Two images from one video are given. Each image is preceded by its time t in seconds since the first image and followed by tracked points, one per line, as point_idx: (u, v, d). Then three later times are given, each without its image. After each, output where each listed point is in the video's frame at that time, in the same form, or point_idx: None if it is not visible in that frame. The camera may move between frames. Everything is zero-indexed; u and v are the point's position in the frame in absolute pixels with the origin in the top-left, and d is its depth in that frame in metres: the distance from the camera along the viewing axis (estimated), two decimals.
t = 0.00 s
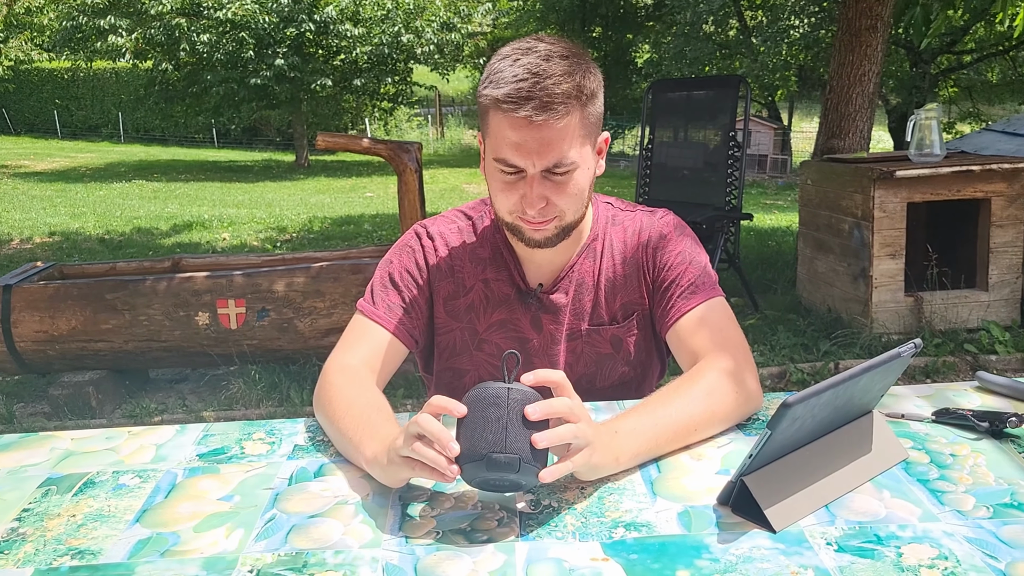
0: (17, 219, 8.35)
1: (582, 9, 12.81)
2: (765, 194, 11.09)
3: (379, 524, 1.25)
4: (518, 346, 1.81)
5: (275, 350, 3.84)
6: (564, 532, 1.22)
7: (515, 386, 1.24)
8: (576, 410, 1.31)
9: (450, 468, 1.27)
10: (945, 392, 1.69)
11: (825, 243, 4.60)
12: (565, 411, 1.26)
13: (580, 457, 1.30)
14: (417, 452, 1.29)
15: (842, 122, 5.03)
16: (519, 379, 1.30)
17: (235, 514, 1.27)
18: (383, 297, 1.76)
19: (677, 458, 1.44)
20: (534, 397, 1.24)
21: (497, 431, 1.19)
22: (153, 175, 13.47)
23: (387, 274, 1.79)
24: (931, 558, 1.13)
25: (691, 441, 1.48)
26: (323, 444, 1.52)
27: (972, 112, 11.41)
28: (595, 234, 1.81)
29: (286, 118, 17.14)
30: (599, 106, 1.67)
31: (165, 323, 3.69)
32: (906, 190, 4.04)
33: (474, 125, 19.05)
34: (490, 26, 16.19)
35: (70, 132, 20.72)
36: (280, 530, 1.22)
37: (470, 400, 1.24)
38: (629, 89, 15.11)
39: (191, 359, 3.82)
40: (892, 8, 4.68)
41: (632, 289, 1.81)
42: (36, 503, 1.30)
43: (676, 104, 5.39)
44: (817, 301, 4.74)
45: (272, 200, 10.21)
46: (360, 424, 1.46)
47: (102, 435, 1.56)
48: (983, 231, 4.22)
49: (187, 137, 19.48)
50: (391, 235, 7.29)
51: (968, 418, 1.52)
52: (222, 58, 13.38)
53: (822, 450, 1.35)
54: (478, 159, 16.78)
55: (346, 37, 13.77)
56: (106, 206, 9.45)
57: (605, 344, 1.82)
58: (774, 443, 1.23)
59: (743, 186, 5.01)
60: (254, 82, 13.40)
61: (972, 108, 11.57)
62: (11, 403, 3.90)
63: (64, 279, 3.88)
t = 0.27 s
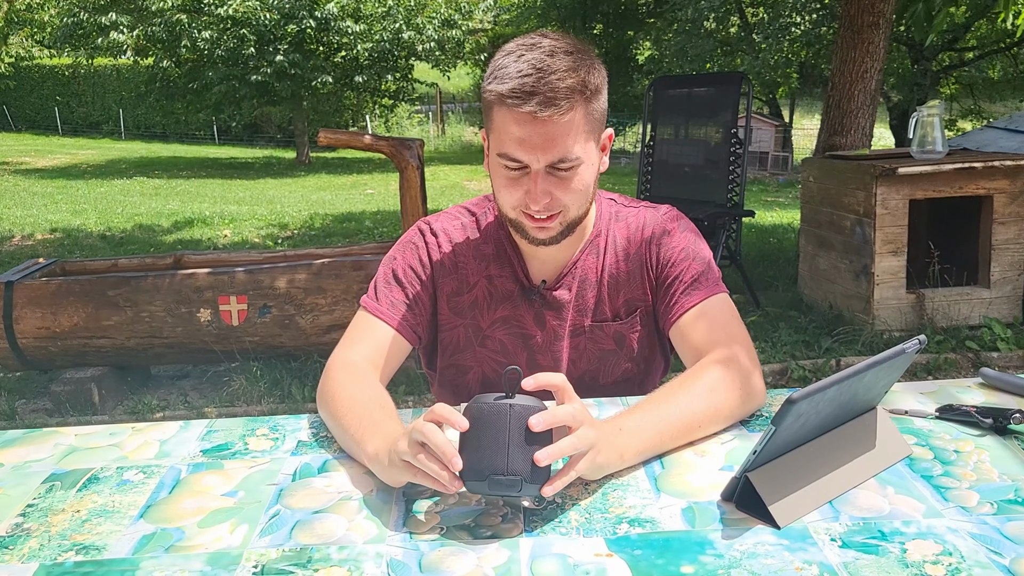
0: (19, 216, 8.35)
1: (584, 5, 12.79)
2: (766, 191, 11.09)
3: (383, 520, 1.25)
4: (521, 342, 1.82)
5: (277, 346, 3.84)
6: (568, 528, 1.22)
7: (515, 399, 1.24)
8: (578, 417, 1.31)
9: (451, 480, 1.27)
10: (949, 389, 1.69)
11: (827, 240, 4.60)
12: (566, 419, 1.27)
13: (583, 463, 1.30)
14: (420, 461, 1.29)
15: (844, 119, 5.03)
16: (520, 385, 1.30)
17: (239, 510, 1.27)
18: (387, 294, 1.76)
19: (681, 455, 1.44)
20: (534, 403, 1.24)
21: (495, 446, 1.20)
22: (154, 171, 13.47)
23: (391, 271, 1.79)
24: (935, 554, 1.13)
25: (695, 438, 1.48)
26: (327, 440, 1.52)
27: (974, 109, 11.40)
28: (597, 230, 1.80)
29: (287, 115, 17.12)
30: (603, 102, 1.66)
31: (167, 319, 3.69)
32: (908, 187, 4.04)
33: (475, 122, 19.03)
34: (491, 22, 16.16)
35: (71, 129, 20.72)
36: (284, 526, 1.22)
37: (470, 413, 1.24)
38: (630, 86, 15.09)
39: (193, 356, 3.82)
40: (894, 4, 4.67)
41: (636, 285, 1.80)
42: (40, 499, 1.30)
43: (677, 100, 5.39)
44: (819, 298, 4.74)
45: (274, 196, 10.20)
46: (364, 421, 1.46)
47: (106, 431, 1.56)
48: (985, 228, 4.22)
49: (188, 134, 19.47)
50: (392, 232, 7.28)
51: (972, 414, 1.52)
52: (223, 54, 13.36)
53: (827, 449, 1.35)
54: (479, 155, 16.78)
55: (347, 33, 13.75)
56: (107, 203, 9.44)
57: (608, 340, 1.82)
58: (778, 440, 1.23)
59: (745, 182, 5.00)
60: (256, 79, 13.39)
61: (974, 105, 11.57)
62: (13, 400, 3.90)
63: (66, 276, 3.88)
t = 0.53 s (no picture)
0: (42, 221, 8.44)
1: (601, 11, 12.78)
2: (785, 197, 11.03)
3: (415, 533, 1.24)
4: (551, 344, 1.78)
5: (299, 353, 3.85)
6: (602, 544, 1.21)
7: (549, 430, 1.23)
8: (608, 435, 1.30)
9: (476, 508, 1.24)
10: (985, 404, 1.66)
11: (850, 248, 4.56)
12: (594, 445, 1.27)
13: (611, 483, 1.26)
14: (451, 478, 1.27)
15: (867, 126, 4.99)
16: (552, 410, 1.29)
17: (271, 522, 1.27)
18: (418, 299, 1.75)
19: (714, 470, 1.43)
20: (557, 447, 1.20)
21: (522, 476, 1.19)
22: (174, 176, 13.59)
23: (420, 275, 1.78)
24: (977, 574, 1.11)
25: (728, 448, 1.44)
26: (360, 450, 1.52)
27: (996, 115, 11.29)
28: (624, 235, 1.83)
29: (306, 120, 17.24)
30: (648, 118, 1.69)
31: (190, 326, 3.71)
32: (933, 196, 4.00)
33: (493, 128, 19.07)
34: (508, 28, 16.19)
35: (93, 134, 20.97)
36: (316, 538, 1.22)
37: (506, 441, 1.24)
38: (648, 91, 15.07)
39: (215, 362, 3.84)
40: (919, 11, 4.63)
41: (666, 290, 1.83)
42: (73, 509, 1.31)
43: (698, 107, 5.36)
44: (842, 306, 4.70)
45: (293, 202, 10.27)
46: (407, 427, 1.46)
47: (136, 441, 1.56)
48: (1012, 237, 4.17)
49: (208, 139, 19.63)
50: (411, 238, 7.30)
51: (1010, 431, 1.50)
52: (243, 60, 13.49)
53: (863, 465, 1.33)
54: (496, 161, 16.81)
55: (366, 39, 13.83)
56: (129, 208, 9.53)
57: (640, 343, 1.81)
58: (814, 454, 1.22)
59: (767, 190, 4.97)
60: (275, 84, 13.49)
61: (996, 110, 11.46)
62: (38, 404, 3.94)
63: (91, 282, 3.92)
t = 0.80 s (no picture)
0: (40, 225, 8.44)
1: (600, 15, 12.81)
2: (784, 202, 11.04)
3: (415, 541, 1.24)
4: (551, 351, 1.79)
5: (298, 358, 3.85)
6: (602, 552, 1.21)
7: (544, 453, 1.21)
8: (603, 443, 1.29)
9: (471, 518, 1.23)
10: (984, 410, 1.67)
11: (849, 253, 4.57)
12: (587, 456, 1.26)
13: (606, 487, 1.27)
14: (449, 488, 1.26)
15: (866, 131, 5.00)
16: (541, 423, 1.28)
17: (272, 529, 1.27)
18: (418, 306, 1.75)
19: (714, 477, 1.43)
20: (557, 454, 1.21)
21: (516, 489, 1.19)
22: (174, 180, 13.59)
23: (419, 282, 1.78)
24: None
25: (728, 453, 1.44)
26: (360, 457, 1.52)
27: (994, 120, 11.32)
28: (624, 242, 1.83)
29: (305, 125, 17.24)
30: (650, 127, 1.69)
31: (189, 330, 3.71)
32: (932, 201, 4.01)
33: (492, 132, 19.10)
34: (508, 32, 16.20)
35: (91, 138, 20.98)
36: (317, 546, 1.22)
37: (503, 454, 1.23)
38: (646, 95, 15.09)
39: (214, 367, 3.83)
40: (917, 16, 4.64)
41: (665, 298, 1.83)
42: (73, 516, 1.31)
43: (696, 112, 5.37)
44: (841, 311, 4.70)
45: (292, 206, 10.27)
46: (407, 436, 1.46)
47: (136, 447, 1.56)
48: (1011, 242, 4.18)
49: (207, 143, 19.64)
50: (410, 242, 7.31)
51: (1010, 439, 1.50)
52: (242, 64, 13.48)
53: (864, 473, 1.33)
54: (495, 164, 16.81)
55: (365, 44, 13.85)
56: (128, 212, 9.53)
57: (640, 351, 1.81)
58: (814, 461, 1.22)
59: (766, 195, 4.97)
60: (274, 89, 13.50)
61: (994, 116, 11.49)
62: (36, 409, 3.93)
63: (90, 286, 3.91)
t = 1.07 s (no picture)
0: (38, 227, 8.44)
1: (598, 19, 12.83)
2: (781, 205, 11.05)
3: (409, 541, 1.24)
4: (544, 353, 1.79)
5: (294, 360, 3.85)
6: (595, 551, 1.21)
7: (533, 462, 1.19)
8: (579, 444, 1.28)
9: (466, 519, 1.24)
10: (978, 412, 1.67)
11: (846, 257, 4.58)
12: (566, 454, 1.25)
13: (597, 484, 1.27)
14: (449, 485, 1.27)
15: (862, 135, 5.01)
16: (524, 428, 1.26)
17: (264, 529, 1.26)
18: (412, 307, 1.75)
19: (707, 477, 1.43)
20: (550, 454, 1.21)
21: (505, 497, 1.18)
22: (171, 183, 13.59)
23: (413, 283, 1.78)
24: None
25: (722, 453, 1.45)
26: (354, 458, 1.52)
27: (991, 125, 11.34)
28: (618, 244, 1.83)
29: (304, 128, 17.25)
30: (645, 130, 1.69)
31: (185, 333, 3.71)
32: (929, 205, 4.02)
33: (490, 135, 19.12)
34: (506, 35, 16.23)
35: (90, 141, 20.99)
36: (310, 546, 1.22)
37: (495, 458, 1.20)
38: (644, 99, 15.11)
39: (210, 369, 3.83)
40: (914, 20, 4.66)
41: (659, 300, 1.83)
42: (66, 516, 1.31)
43: (694, 115, 5.39)
44: (837, 314, 4.71)
45: (290, 209, 10.28)
46: (401, 438, 1.46)
47: (130, 447, 1.56)
48: (1007, 246, 4.19)
49: (205, 146, 19.65)
50: (408, 245, 7.31)
51: (1003, 440, 1.50)
52: (240, 67, 13.48)
53: (857, 473, 1.33)
54: (493, 168, 16.84)
55: (363, 47, 13.85)
56: (125, 215, 9.54)
57: (634, 353, 1.81)
58: (807, 462, 1.22)
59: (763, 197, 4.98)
60: (272, 92, 13.51)
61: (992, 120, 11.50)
62: (32, 411, 3.93)
63: (86, 288, 3.91)
